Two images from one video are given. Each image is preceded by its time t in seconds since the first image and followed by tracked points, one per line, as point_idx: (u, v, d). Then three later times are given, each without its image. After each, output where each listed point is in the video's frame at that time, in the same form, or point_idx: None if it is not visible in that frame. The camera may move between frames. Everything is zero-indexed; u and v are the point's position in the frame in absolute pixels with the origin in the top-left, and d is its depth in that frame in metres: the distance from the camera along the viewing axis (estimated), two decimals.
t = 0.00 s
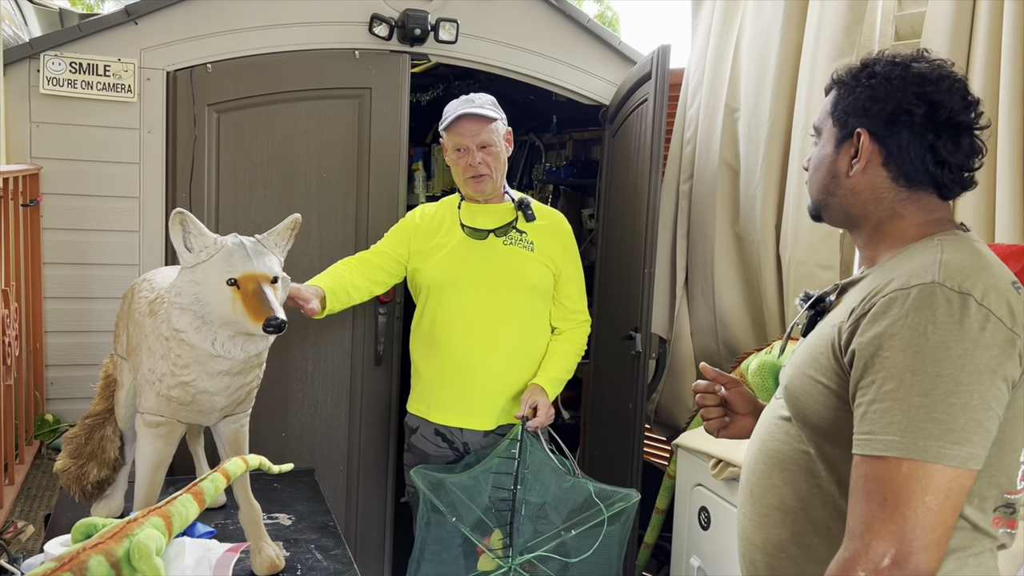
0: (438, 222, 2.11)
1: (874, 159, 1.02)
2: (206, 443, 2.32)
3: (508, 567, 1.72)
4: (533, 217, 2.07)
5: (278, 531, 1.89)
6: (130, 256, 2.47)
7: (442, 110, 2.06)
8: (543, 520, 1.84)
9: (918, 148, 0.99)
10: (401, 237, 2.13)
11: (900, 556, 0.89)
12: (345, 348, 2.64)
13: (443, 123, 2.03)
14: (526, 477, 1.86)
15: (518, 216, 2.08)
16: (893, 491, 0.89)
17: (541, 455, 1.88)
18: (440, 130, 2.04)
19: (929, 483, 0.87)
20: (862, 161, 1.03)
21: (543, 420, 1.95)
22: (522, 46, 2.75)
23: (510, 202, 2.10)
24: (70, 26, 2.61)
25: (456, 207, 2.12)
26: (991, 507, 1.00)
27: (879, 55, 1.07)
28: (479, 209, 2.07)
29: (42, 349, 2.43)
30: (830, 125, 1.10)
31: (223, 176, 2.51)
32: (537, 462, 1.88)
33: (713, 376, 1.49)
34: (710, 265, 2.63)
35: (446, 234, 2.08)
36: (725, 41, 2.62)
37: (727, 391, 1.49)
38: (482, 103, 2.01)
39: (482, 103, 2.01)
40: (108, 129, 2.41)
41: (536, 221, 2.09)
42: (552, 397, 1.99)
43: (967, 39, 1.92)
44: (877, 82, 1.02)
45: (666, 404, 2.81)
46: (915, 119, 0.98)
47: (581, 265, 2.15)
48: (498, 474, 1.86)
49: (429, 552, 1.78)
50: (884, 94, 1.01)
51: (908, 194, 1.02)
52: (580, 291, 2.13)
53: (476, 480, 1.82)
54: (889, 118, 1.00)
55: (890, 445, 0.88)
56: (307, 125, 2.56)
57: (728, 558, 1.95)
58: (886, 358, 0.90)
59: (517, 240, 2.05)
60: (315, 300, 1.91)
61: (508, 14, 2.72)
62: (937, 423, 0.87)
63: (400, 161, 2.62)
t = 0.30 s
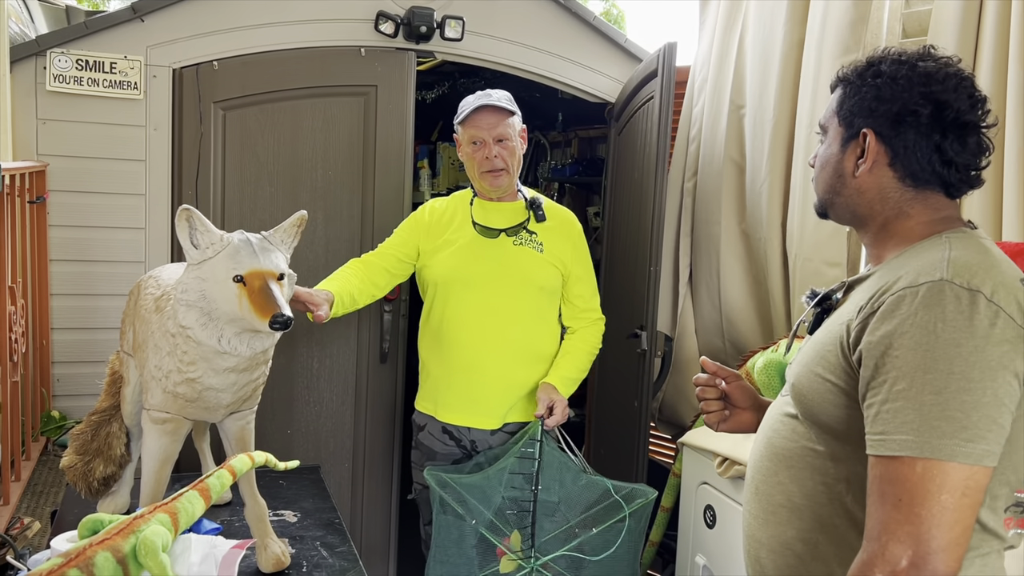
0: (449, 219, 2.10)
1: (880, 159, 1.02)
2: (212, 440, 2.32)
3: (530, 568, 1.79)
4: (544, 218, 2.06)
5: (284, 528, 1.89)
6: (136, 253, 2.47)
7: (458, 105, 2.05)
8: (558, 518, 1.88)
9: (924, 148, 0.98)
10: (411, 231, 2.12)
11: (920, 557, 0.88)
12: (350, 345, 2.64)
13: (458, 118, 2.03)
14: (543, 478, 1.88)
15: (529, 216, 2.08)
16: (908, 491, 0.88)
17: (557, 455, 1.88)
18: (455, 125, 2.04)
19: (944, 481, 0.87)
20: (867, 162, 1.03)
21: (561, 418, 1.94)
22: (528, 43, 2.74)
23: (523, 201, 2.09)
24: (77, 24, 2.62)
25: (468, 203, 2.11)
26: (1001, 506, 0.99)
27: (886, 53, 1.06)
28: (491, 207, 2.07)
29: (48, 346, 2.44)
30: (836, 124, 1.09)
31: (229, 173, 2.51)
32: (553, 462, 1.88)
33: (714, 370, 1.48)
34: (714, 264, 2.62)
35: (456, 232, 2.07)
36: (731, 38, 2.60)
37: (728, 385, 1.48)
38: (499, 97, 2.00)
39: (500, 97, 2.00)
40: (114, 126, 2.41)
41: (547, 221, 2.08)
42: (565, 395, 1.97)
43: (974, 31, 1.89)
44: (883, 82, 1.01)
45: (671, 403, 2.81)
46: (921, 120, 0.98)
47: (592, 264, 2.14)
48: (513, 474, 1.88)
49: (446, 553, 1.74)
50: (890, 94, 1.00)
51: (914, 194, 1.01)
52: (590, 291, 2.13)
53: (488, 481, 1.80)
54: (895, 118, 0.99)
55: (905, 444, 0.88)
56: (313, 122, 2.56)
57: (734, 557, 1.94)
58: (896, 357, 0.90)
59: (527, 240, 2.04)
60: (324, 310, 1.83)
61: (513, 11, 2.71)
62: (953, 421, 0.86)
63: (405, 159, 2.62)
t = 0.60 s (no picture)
0: (459, 217, 2.08)
1: (883, 159, 1.01)
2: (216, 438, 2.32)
3: (517, 560, 1.76)
4: (554, 219, 2.06)
5: (287, 526, 1.89)
6: (141, 251, 2.48)
7: (475, 103, 2.06)
8: (553, 517, 1.82)
9: (928, 147, 0.97)
10: (421, 216, 2.10)
11: (917, 559, 0.87)
12: (354, 344, 2.64)
13: (475, 116, 2.03)
14: (541, 474, 1.84)
15: (541, 218, 2.07)
16: (909, 493, 0.87)
17: (556, 453, 1.86)
18: (471, 123, 2.04)
19: (945, 484, 0.86)
20: (871, 161, 1.02)
21: (562, 417, 1.93)
22: (532, 42, 2.73)
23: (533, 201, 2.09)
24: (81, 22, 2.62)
25: (479, 199, 2.09)
26: (1008, 508, 0.98)
27: (889, 51, 1.05)
28: (502, 207, 2.07)
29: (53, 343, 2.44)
30: (839, 123, 1.09)
31: (233, 171, 2.51)
32: (552, 458, 1.85)
33: (717, 368, 1.48)
34: (717, 263, 2.61)
35: (466, 229, 2.05)
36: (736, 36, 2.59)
37: (732, 384, 1.48)
38: (518, 97, 2.00)
39: (518, 98, 2.00)
40: (119, 124, 2.41)
41: (558, 223, 2.07)
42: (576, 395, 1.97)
43: (980, 27, 1.87)
44: (885, 81, 1.00)
45: (675, 402, 2.80)
46: (923, 119, 0.97)
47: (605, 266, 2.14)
48: (511, 466, 1.84)
49: (439, 539, 1.79)
50: (893, 93, 0.99)
51: (918, 193, 1.01)
52: (599, 294, 2.12)
53: (486, 471, 1.81)
54: (898, 117, 0.99)
55: (906, 445, 0.87)
56: (317, 121, 2.56)
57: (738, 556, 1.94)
58: (901, 358, 0.89)
59: (539, 242, 2.04)
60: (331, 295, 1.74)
61: (517, 10, 2.71)
62: (955, 423, 0.85)
63: (409, 157, 2.61)
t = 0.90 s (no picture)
0: (462, 213, 2.07)
1: (887, 156, 1.00)
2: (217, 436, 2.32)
3: (509, 567, 1.75)
4: (558, 217, 2.06)
5: (289, 524, 1.89)
6: (142, 249, 2.47)
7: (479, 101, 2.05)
8: (546, 521, 1.80)
9: (932, 144, 0.96)
10: (425, 209, 2.10)
11: (919, 559, 0.87)
12: (356, 342, 2.63)
13: (479, 114, 2.02)
14: (533, 476, 1.83)
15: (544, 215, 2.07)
16: (909, 492, 0.87)
17: (549, 455, 1.85)
18: (475, 120, 2.03)
19: (945, 484, 0.85)
20: (874, 159, 1.01)
21: (551, 420, 1.91)
22: (535, 40, 2.72)
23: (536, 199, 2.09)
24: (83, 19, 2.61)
25: (483, 196, 2.09)
26: (1012, 509, 0.97)
27: (893, 48, 1.04)
28: (503, 203, 2.06)
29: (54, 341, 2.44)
30: (842, 121, 1.08)
31: (235, 169, 2.50)
32: (544, 460, 1.84)
33: (723, 365, 1.47)
34: (719, 261, 2.60)
35: (469, 226, 2.05)
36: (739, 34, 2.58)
37: (738, 380, 1.47)
38: (523, 96, 1.99)
39: (522, 96, 1.99)
40: (120, 122, 2.41)
41: (561, 220, 2.08)
42: (564, 394, 1.96)
43: (985, 24, 1.86)
44: (889, 78, 1.00)
45: (677, 401, 2.80)
46: (927, 115, 0.96)
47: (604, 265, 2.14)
48: (503, 471, 1.85)
49: (434, 545, 1.80)
50: (896, 90, 0.98)
51: (922, 190, 1.00)
52: (601, 293, 2.12)
53: (480, 476, 1.81)
54: (901, 114, 0.98)
55: (908, 445, 0.87)
56: (319, 119, 2.55)
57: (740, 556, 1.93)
58: (903, 357, 0.88)
59: (541, 239, 2.04)
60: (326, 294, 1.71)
61: (519, 7, 2.70)
62: (956, 423, 0.85)
63: (411, 155, 2.61)
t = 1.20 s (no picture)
0: (461, 212, 2.06)
1: (888, 154, 1.00)
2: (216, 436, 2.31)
3: (512, 565, 1.75)
4: (557, 215, 2.06)
5: (287, 524, 1.88)
6: (142, 247, 2.47)
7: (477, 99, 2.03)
8: (549, 518, 1.80)
9: (933, 142, 0.96)
10: (425, 206, 2.09)
11: (922, 560, 0.86)
12: (355, 341, 2.63)
13: (477, 112, 2.00)
14: (535, 475, 1.82)
15: (543, 213, 2.07)
16: (912, 494, 0.86)
17: (551, 453, 1.84)
18: (472, 118, 2.01)
19: (949, 485, 0.85)
20: (875, 157, 1.00)
21: (556, 417, 1.91)
22: (535, 38, 2.72)
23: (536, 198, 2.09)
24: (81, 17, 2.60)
25: (482, 195, 2.08)
26: (1014, 509, 0.97)
27: (895, 45, 1.04)
28: (504, 202, 2.06)
29: (53, 340, 2.43)
30: (843, 119, 1.07)
31: (234, 167, 2.50)
32: (547, 459, 1.83)
33: (723, 363, 1.46)
34: (720, 260, 2.59)
35: (468, 225, 2.04)
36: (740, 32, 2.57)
37: (738, 379, 1.47)
38: (521, 95, 1.97)
39: (521, 95, 1.98)
40: (120, 121, 2.41)
41: (560, 218, 2.07)
42: (567, 393, 1.95)
43: (986, 22, 1.85)
44: (890, 76, 0.99)
45: (678, 400, 2.79)
46: (929, 114, 0.95)
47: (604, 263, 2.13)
48: (505, 469, 1.84)
49: (437, 543, 1.81)
50: (898, 88, 0.97)
51: (923, 189, 0.99)
52: (602, 290, 2.11)
53: (483, 475, 1.80)
54: (903, 112, 0.97)
55: (910, 446, 0.86)
56: (319, 117, 2.55)
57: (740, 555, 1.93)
58: (905, 357, 0.88)
59: (541, 237, 2.03)
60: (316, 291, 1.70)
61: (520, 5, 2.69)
62: (959, 424, 0.84)
63: (410, 153, 2.60)
